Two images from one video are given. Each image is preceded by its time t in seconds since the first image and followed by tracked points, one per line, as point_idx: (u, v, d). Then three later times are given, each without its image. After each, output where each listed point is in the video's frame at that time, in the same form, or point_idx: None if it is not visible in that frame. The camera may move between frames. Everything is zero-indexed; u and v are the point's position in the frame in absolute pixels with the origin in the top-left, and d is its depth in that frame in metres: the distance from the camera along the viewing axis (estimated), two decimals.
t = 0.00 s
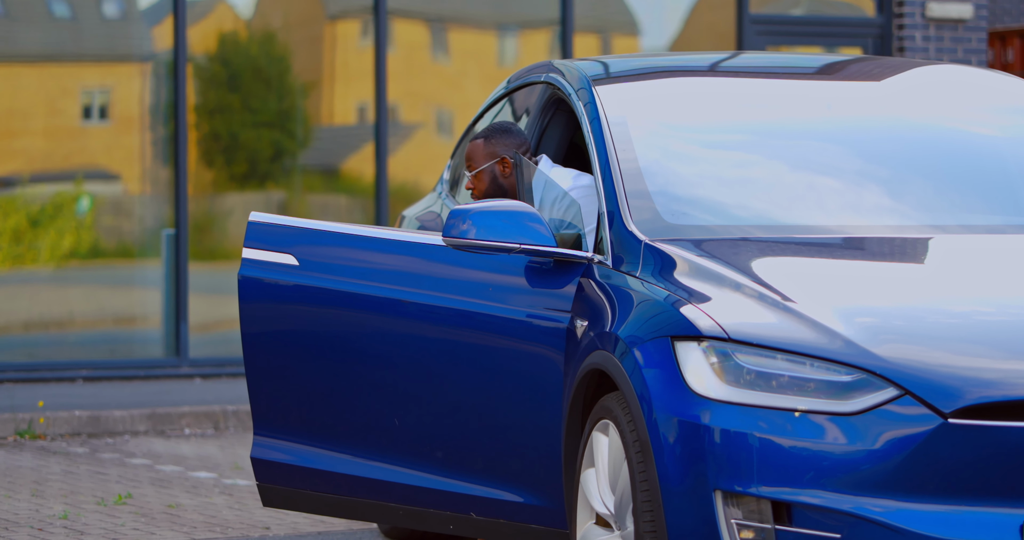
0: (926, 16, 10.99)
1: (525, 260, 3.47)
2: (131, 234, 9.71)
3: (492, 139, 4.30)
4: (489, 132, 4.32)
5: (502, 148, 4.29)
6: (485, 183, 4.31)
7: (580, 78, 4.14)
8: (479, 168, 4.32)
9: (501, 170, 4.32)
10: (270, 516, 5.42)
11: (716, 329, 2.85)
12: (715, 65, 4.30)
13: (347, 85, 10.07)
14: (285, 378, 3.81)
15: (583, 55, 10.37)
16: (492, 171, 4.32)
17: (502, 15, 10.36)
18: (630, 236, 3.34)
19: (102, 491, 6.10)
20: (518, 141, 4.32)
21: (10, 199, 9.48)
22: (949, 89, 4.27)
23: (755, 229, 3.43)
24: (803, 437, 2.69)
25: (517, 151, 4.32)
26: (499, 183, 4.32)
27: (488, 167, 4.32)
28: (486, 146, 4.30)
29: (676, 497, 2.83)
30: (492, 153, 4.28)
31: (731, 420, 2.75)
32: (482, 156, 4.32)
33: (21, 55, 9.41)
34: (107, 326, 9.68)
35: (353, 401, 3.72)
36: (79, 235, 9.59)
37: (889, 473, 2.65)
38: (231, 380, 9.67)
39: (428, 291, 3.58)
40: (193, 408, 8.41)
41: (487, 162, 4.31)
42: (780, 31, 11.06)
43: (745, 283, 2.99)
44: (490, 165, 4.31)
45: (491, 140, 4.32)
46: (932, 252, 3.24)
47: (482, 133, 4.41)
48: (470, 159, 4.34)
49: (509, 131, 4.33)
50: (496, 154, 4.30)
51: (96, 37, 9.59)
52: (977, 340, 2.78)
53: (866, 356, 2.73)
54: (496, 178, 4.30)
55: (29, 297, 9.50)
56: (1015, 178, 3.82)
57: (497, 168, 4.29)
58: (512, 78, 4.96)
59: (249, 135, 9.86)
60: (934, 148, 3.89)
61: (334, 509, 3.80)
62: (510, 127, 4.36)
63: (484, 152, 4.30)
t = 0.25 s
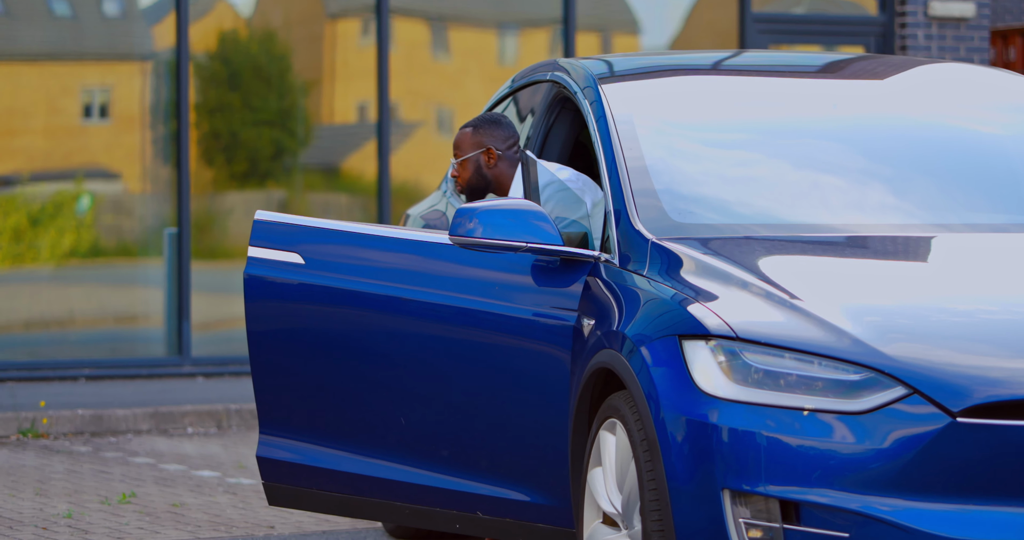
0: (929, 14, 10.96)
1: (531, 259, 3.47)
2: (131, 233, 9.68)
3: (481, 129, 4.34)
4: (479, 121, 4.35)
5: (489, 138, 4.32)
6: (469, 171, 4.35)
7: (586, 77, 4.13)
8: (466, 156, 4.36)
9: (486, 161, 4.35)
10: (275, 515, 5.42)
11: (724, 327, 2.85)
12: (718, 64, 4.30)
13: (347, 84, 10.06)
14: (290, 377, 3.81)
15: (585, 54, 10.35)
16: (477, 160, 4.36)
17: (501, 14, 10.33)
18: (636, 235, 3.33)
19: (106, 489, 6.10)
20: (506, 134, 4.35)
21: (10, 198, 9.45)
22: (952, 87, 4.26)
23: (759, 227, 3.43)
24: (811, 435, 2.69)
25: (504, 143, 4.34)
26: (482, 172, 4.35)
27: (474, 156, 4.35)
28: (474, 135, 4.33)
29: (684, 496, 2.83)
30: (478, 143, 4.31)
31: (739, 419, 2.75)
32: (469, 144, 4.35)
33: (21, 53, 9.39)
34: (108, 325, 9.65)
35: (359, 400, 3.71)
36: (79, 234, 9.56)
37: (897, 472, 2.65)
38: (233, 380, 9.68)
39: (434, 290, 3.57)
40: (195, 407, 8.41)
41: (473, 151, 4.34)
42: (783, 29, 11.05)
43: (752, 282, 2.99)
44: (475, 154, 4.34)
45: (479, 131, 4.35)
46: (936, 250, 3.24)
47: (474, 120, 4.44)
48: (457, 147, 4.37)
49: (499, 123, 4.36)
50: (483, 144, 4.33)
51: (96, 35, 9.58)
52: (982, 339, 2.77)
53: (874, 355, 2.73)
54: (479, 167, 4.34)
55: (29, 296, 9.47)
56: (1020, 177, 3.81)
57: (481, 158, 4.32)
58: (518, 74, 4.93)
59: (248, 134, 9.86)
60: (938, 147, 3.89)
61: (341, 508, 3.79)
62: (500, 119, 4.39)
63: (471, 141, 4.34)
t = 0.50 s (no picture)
0: (932, 14, 10.89)
1: (539, 258, 3.46)
2: (132, 232, 9.63)
3: (471, 117, 4.41)
4: (471, 110, 4.43)
5: (479, 127, 4.40)
6: (457, 158, 4.43)
7: (594, 76, 4.12)
8: (454, 143, 4.44)
9: (474, 149, 4.43)
10: (280, 515, 5.41)
11: (734, 326, 2.84)
12: (722, 63, 4.29)
13: (347, 84, 10.00)
14: (298, 376, 3.80)
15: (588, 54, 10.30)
16: (466, 148, 4.44)
17: (501, 13, 10.28)
18: (645, 234, 3.33)
19: (111, 488, 6.09)
20: (496, 124, 4.42)
21: (10, 198, 9.39)
22: (956, 86, 4.25)
23: (764, 226, 3.43)
24: (821, 435, 2.68)
25: (492, 133, 4.42)
26: (470, 160, 4.43)
27: (462, 144, 4.43)
28: (465, 123, 4.41)
29: (694, 495, 2.82)
30: (467, 131, 4.39)
31: (749, 419, 2.74)
32: (459, 132, 4.43)
33: (22, 52, 9.33)
34: (110, 324, 9.60)
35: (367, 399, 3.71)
36: (79, 233, 9.50)
37: (907, 471, 2.64)
38: (236, 378, 9.63)
39: (442, 289, 3.57)
40: (199, 406, 8.40)
41: (462, 138, 4.42)
42: (786, 29, 11.03)
43: (761, 281, 2.99)
44: (464, 142, 4.42)
45: (470, 119, 4.43)
46: (940, 249, 3.24)
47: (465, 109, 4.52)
48: (447, 133, 4.45)
49: (490, 113, 4.43)
50: (473, 132, 4.41)
51: (96, 35, 9.50)
52: (989, 338, 2.77)
53: (884, 355, 2.72)
54: (468, 155, 4.42)
55: (30, 296, 9.41)
56: None
57: (470, 146, 4.41)
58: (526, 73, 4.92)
59: (249, 133, 9.79)
60: (943, 146, 3.88)
61: (348, 507, 3.79)
62: (492, 109, 4.46)
63: (461, 128, 4.42)
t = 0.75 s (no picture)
0: (936, 13, 10.77)
1: (549, 257, 3.46)
2: (132, 233, 9.43)
3: (466, 104, 4.51)
4: (466, 96, 4.54)
5: (473, 113, 4.50)
6: (450, 144, 4.53)
7: (603, 74, 4.11)
8: (448, 129, 4.54)
9: (468, 135, 4.53)
10: (287, 514, 5.41)
11: (745, 325, 2.84)
12: (726, 62, 4.29)
13: (348, 84, 9.78)
14: (307, 376, 3.80)
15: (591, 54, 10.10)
16: (459, 134, 4.54)
17: (501, 12, 10.05)
18: (655, 233, 3.32)
19: (117, 488, 6.07)
20: (490, 112, 4.52)
21: (10, 198, 9.18)
22: (960, 85, 4.24)
23: (770, 225, 3.42)
24: (833, 434, 2.68)
25: (487, 120, 4.51)
26: (463, 146, 4.53)
27: (456, 129, 4.53)
28: (458, 109, 4.52)
29: (706, 495, 2.81)
30: (461, 117, 4.49)
31: (761, 418, 2.73)
32: (453, 118, 4.53)
33: (20, 52, 9.13)
34: (112, 324, 9.41)
35: (376, 399, 3.70)
36: (79, 233, 9.29)
37: (919, 471, 2.64)
38: (240, 378, 9.46)
39: (451, 288, 3.56)
40: (203, 406, 8.40)
41: (456, 124, 4.52)
42: (790, 28, 10.88)
43: (771, 280, 2.99)
44: (458, 127, 4.52)
45: (464, 105, 4.53)
46: (944, 249, 3.23)
47: (461, 95, 4.62)
48: (442, 119, 4.55)
49: (485, 100, 4.53)
50: (466, 119, 4.51)
51: (96, 35, 9.28)
52: (996, 337, 2.76)
53: (896, 353, 2.71)
54: (461, 141, 4.52)
55: (31, 296, 9.22)
56: None
57: (464, 132, 4.50)
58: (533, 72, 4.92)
59: (250, 133, 9.58)
60: (946, 144, 3.88)
61: (357, 507, 3.78)
62: (487, 96, 4.55)
63: (455, 114, 4.52)
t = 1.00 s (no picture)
0: (940, 13, 10.76)
1: (561, 256, 3.46)
2: (134, 232, 9.34)
3: (466, 88, 4.62)
4: (465, 81, 4.64)
5: (472, 98, 4.61)
6: (449, 127, 4.65)
7: (613, 73, 4.10)
8: (447, 112, 4.66)
9: (467, 119, 4.65)
10: (294, 514, 5.40)
11: (758, 324, 2.83)
12: (732, 61, 4.28)
13: (349, 83, 9.72)
14: (317, 375, 3.79)
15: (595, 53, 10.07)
16: (459, 118, 4.65)
17: (502, 12, 10.01)
18: (666, 232, 3.32)
19: (124, 488, 6.06)
20: (489, 97, 4.63)
21: (12, 197, 9.07)
22: (965, 84, 4.24)
23: (778, 224, 3.42)
24: (847, 434, 2.67)
25: (485, 105, 4.63)
26: (461, 130, 4.65)
27: (455, 113, 4.65)
28: (458, 94, 4.63)
29: (719, 495, 2.81)
30: (460, 101, 4.61)
31: (775, 418, 2.73)
32: (453, 102, 4.65)
33: (21, 50, 9.04)
34: (113, 324, 9.30)
35: (386, 399, 3.70)
36: (80, 232, 9.19)
37: (933, 471, 2.63)
38: (245, 378, 9.40)
39: (462, 288, 3.55)
40: (209, 406, 8.40)
41: (455, 108, 4.64)
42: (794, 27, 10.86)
43: (783, 279, 2.98)
44: (457, 111, 4.64)
45: (464, 90, 4.64)
46: (949, 247, 3.23)
47: (461, 78, 4.73)
48: (441, 102, 4.67)
49: (485, 85, 4.64)
50: (466, 103, 4.63)
51: (98, 34, 9.19)
52: (1005, 337, 2.76)
53: (910, 353, 2.71)
54: (459, 125, 4.64)
55: (33, 295, 9.10)
56: None
57: (463, 117, 4.62)
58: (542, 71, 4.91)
59: (250, 132, 9.53)
60: (952, 143, 3.87)
61: (368, 507, 3.78)
62: (487, 81, 4.66)
63: (454, 98, 4.64)
